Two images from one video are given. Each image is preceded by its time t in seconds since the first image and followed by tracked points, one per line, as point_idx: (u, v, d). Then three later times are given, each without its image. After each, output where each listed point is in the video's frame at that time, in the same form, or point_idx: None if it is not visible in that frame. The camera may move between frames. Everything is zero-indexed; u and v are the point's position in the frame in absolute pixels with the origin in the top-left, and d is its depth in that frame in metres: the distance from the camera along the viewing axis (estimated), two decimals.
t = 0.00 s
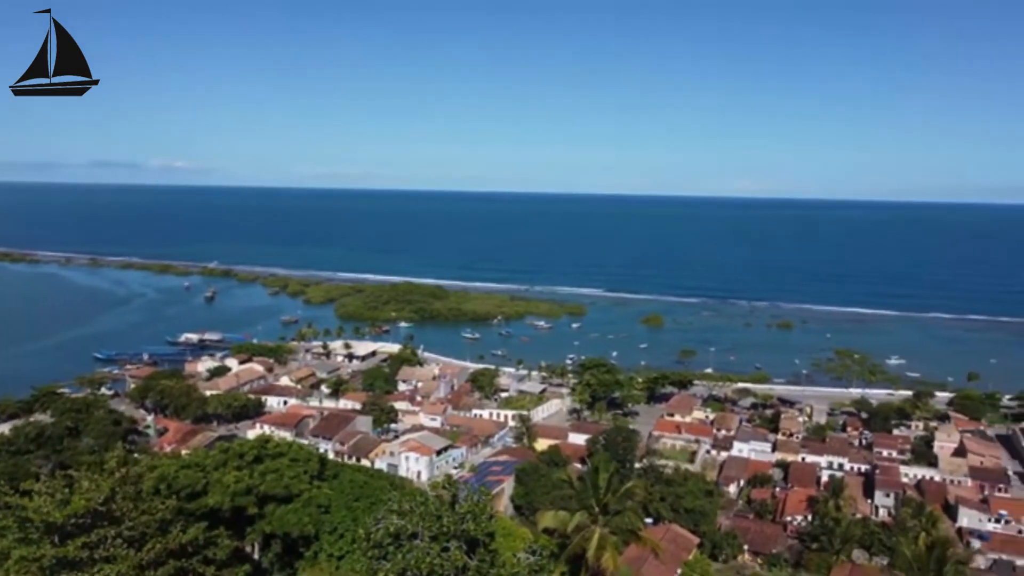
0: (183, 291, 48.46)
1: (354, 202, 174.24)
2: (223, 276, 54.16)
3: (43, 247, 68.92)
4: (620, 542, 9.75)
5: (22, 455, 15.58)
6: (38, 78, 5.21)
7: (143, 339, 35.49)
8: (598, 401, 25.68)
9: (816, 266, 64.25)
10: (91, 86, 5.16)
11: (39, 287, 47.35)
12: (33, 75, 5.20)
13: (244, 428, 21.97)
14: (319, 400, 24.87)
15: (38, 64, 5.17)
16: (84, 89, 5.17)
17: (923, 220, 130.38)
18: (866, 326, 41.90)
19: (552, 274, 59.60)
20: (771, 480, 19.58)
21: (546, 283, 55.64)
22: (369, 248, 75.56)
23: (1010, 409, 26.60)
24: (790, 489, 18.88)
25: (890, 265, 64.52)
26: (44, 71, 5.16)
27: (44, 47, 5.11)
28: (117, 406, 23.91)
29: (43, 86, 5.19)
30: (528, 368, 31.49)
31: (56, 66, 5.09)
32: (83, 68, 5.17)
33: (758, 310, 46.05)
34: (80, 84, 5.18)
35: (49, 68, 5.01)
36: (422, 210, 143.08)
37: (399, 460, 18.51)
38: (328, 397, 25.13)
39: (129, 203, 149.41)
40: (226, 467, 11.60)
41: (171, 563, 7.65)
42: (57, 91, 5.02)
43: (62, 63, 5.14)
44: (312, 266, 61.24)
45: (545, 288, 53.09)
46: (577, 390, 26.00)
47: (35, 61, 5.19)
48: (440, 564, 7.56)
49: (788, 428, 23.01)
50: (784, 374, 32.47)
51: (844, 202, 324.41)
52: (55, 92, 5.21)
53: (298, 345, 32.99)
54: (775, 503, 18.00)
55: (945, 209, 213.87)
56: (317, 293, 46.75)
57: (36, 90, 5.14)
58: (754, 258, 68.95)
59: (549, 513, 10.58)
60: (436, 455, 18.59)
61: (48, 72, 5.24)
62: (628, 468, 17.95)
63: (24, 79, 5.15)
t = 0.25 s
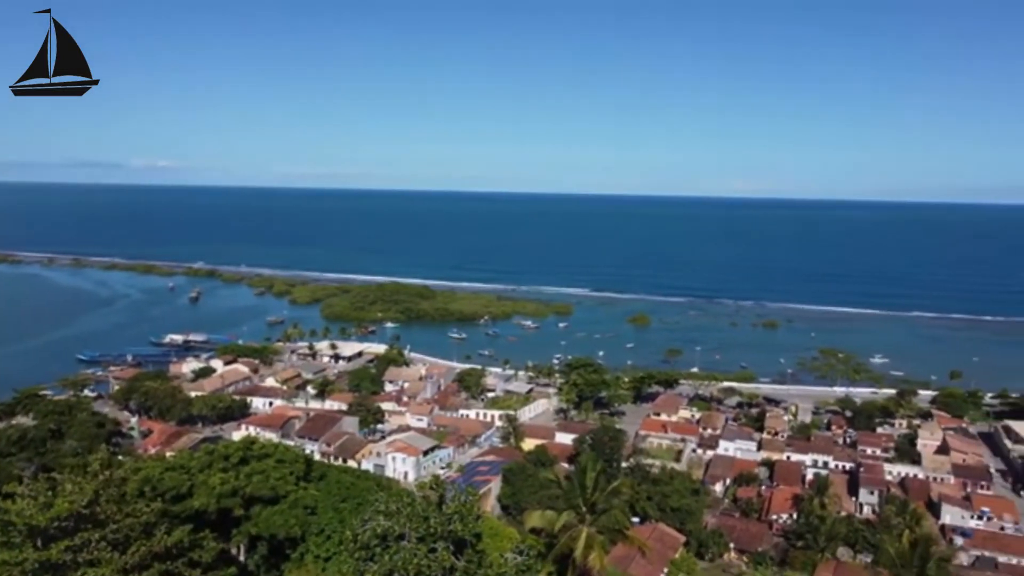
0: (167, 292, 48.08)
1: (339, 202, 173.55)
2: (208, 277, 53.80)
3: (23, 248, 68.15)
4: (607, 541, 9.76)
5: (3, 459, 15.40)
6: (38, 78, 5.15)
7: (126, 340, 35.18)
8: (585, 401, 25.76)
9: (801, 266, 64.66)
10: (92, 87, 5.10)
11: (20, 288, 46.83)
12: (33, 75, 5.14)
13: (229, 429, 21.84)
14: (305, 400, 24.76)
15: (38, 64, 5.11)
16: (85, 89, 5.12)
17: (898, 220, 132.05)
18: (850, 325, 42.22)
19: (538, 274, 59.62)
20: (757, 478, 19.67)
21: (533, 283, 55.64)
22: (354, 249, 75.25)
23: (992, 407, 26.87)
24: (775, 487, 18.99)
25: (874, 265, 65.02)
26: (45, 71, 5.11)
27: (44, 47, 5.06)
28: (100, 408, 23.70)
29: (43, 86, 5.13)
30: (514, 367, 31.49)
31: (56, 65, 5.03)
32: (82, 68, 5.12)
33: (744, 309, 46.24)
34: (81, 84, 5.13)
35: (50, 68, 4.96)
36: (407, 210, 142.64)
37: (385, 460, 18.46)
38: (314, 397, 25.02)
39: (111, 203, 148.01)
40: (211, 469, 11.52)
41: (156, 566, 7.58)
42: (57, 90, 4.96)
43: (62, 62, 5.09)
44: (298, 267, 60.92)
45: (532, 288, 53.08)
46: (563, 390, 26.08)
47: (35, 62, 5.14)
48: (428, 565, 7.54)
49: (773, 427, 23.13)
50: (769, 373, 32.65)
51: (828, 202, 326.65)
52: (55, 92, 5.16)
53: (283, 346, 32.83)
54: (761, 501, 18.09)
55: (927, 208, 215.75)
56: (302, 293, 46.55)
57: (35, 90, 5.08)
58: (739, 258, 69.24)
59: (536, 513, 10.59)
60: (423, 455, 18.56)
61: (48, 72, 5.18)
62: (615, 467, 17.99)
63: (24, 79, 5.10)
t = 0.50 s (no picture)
0: (154, 292, 47.83)
1: (327, 203, 172.88)
2: (195, 277, 53.55)
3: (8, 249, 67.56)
4: (595, 540, 9.78)
5: None
6: (38, 78, 5.21)
7: (113, 341, 34.97)
8: (574, 400, 25.82)
9: (789, 265, 64.98)
10: (91, 86, 5.17)
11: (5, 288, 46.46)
12: (33, 75, 5.19)
13: (217, 430, 21.75)
14: (293, 401, 24.67)
15: (38, 64, 5.17)
16: (85, 88, 5.18)
17: (885, 220, 132.78)
18: (837, 324, 42.48)
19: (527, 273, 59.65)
20: (745, 477, 19.74)
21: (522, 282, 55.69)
22: (343, 249, 75.04)
23: (977, 405, 27.09)
24: (763, 486, 19.07)
25: (861, 264, 65.39)
26: (44, 71, 5.17)
27: (44, 47, 5.13)
28: (86, 409, 23.55)
29: (42, 86, 5.19)
30: (504, 367, 31.49)
31: (57, 65, 5.10)
32: (82, 68, 5.18)
33: (732, 309, 46.45)
34: (81, 85, 5.20)
35: (51, 68, 5.03)
36: (393, 210, 142.27)
37: (374, 461, 18.43)
38: (302, 398, 24.94)
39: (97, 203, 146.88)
40: (199, 471, 11.47)
41: (144, 568, 7.54)
42: (57, 90, 5.03)
43: (62, 62, 5.15)
44: (286, 267, 60.73)
45: (521, 288, 53.10)
46: (552, 390, 26.11)
47: (34, 62, 5.19)
48: (417, 566, 7.50)
49: (761, 426, 23.23)
50: (757, 372, 32.80)
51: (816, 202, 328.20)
52: (54, 92, 5.22)
53: (271, 346, 32.72)
54: (749, 500, 18.16)
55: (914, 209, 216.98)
56: (291, 293, 46.41)
57: (35, 90, 5.14)
58: (727, 258, 69.46)
59: (525, 513, 10.59)
60: (412, 455, 18.55)
61: (47, 72, 5.25)
62: (604, 466, 18.01)
63: (24, 79, 5.15)
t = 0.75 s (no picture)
0: (141, 292, 47.50)
1: (315, 202, 172.24)
2: (182, 277, 53.21)
3: None
4: (585, 540, 9.79)
5: None
6: (38, 78, 5.14)
7: (99, 342, 34.70)
8: (563, 400, 25.85)
9: (777, 265, 65.25)
10: (92, 86, 5.12)
11: None
12: (33, 75, 5.12)
13: (206, 432, 21.62)
14: (282, 402, 24.56)
15: (37, 64, 5.10)
16: (85, 89, 5.12)
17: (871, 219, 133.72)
18: (825, 323, 42.70)
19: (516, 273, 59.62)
20: (734, 476, 19.81)
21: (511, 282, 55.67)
22: (331, 249, 74.75)
23: (963, 403, 27.31)
24: (752, 484, 19.14)
25: (847, 264, 65.78)
26: (44, 71, 5.10)
27: (44, 47, 5.07)
28: (73, 411, 23.36)
29: (42, 87, 5.12)
30: (493, 367, 31.47)
31: (57, 66, 5.05)
32: (83, 68, 5.12)
33: (720, 308, 46.60)
34: (81, 85, 5.14)
35: (51, 68, 4.97)
36: (381, 210, 141.95)
37: (363, 461, 18.38)
38: (291, 399, 24.83)
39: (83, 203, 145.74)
40: (187, 472, 11.40)
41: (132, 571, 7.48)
42: (58, 91, 4.98)
43: (62, 63, 5.09)
44: (274, 267, 60.42)
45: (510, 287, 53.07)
46: (542, 389, 26.13)
47: (34, 62, 5.12)
48: (407, 566, 7.48)
49: (750, 425, 23.32)
50: (745, 371, 32.93)
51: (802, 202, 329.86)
52: (55, 93, 5.15)
53: (259, 347, 32.55)
54: (738, 498, 18.22)
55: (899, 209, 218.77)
56: (279, 293, 46.23)
57: (36, 90, 5.07)
58: (715, 258, 69.68)
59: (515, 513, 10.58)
60: (401, 456, 18.51)
61: (47, 72, 5.17)
62: (593, 466, 18.04)
63: (23, 79, 5.09)
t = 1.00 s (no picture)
0: (129, 293, 47.24)
1: (305, 202, 171.64)
2: (171, 278, 52.94)
3: None
4: (576, 539, 9.79)
5: None
6: (37, 78, 5.11)
7: (87, 343, 34.48)
8: (554, 400, 25.88)
9: (766, 264, 65.48)
10: (92, 86, 5.10)
11: None
12: (32, 75, 5.09)
13: (195, 433, 21.53)
14: (272, 402, 24.48)
15: (37, 64, 5.06)
16: (86, 89, 5.10)
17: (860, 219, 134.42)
18: (814, 322, 42.89)
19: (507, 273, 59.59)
20: (724, 474, 19.87)
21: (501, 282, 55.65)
22: (321, 249, 74.52)
23: (951, 401, 27.49)
24: (742, 483, 19.20)
25: (837, 263, 66.08)
26: (44, 71, 5.07)
27: (44, 47, 5.04)
28: (61, 412, 23.21)
29: (42, 87, 5.09)
30: (483, 367, 31.45)
31: (57, 66, 5.02)
32: (83, 68, 5.10)
33: (710, 308, 46.74)
34: (81, 85, 5.11)
35: (51, 68, 4.95)
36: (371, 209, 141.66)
37: (354, 462, 18.35)
38: (281, 399, 24.74)
39: (70, 203, 144.64)
40: (177, 474, 11.34)
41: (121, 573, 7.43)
42: (58, 90, 4.96)
43: (63, 63, 5.07)
44: (264, 267, 60.20)
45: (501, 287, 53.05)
46: (532, 389, 26.14)
47: (33, 62, 5.09)
48: (398, 567, 7.45)
49: (740, 424, 23.40)
50: (735, 371, 33.05)
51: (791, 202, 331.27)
52: (54, 93, 5.13)
53: (249, 347, 32.43)
54: (728, 497, 18.29)
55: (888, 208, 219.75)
56: (269, 293, 46.08)
57: (36, 91, 5.05)
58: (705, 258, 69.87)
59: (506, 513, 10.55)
60: (392, 456, 18.49)
61: (47, 72, 5.14)
62: (584, 466, 18.06)
63: (23, 79, 5.06)
